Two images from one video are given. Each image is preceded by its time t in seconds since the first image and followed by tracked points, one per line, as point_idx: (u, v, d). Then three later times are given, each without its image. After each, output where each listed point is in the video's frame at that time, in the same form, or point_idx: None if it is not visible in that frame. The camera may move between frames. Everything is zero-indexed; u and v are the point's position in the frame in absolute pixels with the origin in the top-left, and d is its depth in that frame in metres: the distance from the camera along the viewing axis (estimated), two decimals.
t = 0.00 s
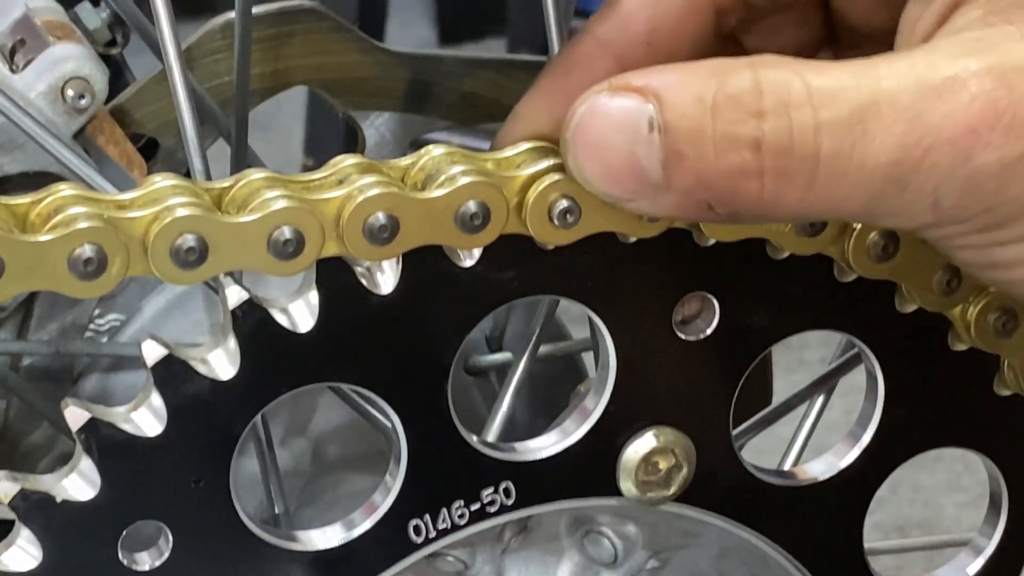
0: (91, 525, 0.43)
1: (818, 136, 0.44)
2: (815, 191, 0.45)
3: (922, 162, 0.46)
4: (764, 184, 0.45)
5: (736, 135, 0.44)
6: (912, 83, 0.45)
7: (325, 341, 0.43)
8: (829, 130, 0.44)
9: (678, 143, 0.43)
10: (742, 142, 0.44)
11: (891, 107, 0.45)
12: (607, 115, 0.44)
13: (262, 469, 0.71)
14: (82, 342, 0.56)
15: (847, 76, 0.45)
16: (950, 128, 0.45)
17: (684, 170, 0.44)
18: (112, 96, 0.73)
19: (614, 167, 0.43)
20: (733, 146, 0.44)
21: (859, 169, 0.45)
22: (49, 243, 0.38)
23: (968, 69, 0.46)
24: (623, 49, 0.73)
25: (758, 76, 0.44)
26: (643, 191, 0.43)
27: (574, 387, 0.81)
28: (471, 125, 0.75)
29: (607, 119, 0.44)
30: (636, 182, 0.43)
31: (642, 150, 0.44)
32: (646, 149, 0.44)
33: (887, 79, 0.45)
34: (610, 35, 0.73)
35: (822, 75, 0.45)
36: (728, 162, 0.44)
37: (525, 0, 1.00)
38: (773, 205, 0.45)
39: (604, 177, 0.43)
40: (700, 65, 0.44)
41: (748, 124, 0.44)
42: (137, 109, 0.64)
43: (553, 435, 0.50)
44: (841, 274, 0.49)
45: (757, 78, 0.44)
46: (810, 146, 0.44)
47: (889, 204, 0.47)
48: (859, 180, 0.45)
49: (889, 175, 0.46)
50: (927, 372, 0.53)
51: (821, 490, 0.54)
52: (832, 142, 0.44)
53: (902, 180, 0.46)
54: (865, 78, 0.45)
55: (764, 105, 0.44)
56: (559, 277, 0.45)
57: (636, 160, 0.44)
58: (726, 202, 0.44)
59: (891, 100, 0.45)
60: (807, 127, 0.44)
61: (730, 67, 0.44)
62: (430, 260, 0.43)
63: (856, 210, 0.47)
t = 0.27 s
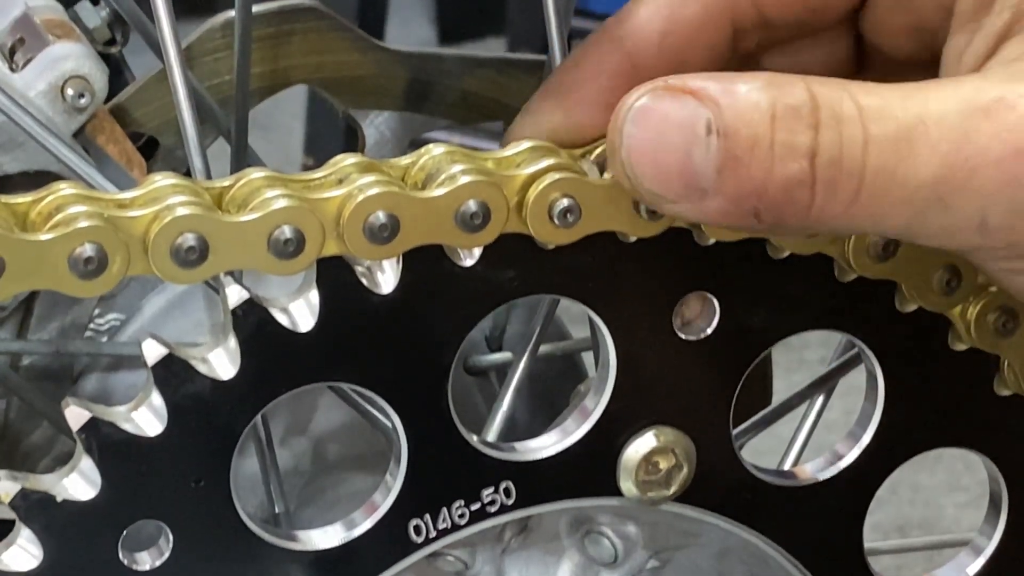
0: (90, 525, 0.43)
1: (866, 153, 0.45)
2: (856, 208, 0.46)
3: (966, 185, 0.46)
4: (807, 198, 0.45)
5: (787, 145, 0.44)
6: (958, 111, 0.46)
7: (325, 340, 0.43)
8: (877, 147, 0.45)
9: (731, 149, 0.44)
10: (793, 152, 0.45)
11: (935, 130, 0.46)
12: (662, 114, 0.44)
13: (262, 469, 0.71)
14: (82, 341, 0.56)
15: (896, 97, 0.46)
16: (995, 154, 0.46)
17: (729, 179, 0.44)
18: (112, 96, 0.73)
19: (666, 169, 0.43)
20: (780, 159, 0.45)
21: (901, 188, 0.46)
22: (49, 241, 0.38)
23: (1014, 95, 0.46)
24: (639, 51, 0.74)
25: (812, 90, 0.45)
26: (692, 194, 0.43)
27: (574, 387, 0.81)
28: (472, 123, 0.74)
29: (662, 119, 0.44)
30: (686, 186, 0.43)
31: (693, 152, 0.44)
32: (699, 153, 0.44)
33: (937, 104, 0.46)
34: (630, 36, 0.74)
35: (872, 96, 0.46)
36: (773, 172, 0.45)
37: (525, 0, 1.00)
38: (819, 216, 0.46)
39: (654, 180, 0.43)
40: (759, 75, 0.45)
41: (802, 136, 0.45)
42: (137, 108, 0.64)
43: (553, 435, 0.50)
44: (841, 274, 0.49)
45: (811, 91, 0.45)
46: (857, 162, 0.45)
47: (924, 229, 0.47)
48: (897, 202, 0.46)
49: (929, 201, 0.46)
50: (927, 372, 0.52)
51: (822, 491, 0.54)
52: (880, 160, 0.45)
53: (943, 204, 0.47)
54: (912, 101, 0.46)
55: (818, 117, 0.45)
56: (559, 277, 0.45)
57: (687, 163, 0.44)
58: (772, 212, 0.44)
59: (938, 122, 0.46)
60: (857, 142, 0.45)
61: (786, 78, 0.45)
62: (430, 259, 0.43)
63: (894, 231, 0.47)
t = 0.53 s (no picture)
0: (90, 524, 0.43)
1: (859, 162, 0.43)
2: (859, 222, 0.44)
3: (971, 194, 0.44)
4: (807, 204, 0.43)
5: (785, 156, 0.42)
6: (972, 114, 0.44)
7: (324, 339, 0.43)
8: (870, 156, 0.43)
9: (721, 161, 0.43)
10: (784, 160, 0.43)
11: (938, 141, 0.43)
12: (652, 129, 0.43)
13: (262, 469, 0.71)
14: (82, 341, 0.56)
15: (894, 101, 0.44)
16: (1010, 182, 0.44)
17: (726, 190, 0.43)
18: (112, 96, 0.73)
19: (664, 182, 0.43)
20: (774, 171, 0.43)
21: (904, 195, 0.44)
22: (48, 241, 0.38)
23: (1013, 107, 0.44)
24: (629, 44, 0.73)
25: (805, 94, 0.43)
26: (690, 207, 0.43)
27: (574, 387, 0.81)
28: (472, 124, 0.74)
29: (650, 134, 0.43)
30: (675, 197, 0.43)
31: (685, 165, 0.43)
32: (690, 167, 0.43)
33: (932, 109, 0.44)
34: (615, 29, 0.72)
35: (863, 98, 0.43)
36: (776, 182, 0.43)
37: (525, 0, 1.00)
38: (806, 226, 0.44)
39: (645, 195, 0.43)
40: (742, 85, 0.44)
41: (801, 145, 0.42)
42: (137, 108, 0.64)
43: (552, 434, 0.50)
44: (840, 274, 0.49)
45: (803, 98, 0.43)
46: (853, 170, 0.43)
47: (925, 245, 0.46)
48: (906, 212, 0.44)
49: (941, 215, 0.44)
50: (926, 371, 0.52)
51: (821, 490, 0.54)
52: (876, 166, 0.43)
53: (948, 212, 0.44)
54: (913, 105, 0.44)
55: (803, 124, 0.42)
56: (559, 276, 0.45)
57: (681, 177, 0.43)
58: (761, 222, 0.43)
59: (940, 128, 0.43)
60: (848, 147, 0.42)
61: (777, 86, 0.44)
62: (429, 258, 0.43)
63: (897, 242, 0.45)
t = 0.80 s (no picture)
0: (91, 524, 0.43)
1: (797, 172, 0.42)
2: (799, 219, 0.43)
3: (907, 186, 0.43)
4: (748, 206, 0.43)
5: (718, 163, 0.42)
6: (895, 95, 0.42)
7: (325, 340, 0.43)
8: (804, 162, 0.42)
9: (655, 169, 0.42)
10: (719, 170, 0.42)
11: (869, 130, 0.42)
12: (581, 143, 0.43)
13: (262, 469, 0.71)
14: (82, 341, 0.56)
15: (820, 94, 0.42)
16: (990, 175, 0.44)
17: (664, 197, 0.42)
18: (112, 96, 0.73)
19: (600, 197, 0.42)
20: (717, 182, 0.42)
21: (843, 194, 0.43)
22: (48, 242, 0.38)
23: (969, 72, 0.42)
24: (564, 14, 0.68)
25: (697, 93, 0.42)
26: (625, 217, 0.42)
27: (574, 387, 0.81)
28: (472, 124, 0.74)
29: (579, 150, 0.43)
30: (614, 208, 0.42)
31: (615, 177, 0.43)
32: (627, 182, 0.42)
33: (865, 95, 0.42)
34: None
35: (806, 95, 0.42)
36: (708, 188, 0.42)
37: None
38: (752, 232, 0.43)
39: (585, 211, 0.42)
40: (686, 83, 0.43)
41: (722, 157, 0.42)
42: (137, 109, 0.64)
43: (552, 434, 0.50)
44: (841, 274, 0.49)
45: (730, 103, 0.42)
46: (789, 175, 0.42)
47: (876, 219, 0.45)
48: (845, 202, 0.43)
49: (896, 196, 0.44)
50: (927, 371, 0.52)
51: (821, 490, 0.54)
52: (810, 172, 0.42)
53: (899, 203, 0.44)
54: (839, 92, 0.42)
55: (739, 137, 0.42)
56: (559, 277, 0.45)
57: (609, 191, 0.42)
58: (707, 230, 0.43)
59: (870, 121, 0.42)
60: (783, 158, 0.42)
61: (698, 89, 0.42)
62: (430, 259, 0.43)
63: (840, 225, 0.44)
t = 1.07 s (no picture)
0: (91, 525, 0.43)
1: (817, 257, 0.45)
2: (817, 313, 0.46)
3: (922, 304, 0.45)
4: (769, 271, 0.45)
5: (748, 238, 0.45)
6: (926, 215, 0.44)
7: (325, 341, 0.43)
8: (827, 260, 0.45)
9: (690, 230, 0.45)
10: (750, 239, 0.45)
11: (898, 246, 0.44)
12: (625, 177, 0.45)
13: (262, 470, 0.71)
14: (82, 342, 0.56)
15: (860, 190, 0.45)
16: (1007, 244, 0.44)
17: (693, 255, 0.45)
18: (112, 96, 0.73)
19: (636, 233, 0.44)
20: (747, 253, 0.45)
21: (865, 294, 0.45)
22: (49, 243, 0.38)
23: (994, 206, 0.44)
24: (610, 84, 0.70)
25: (744, 167, 0.45)
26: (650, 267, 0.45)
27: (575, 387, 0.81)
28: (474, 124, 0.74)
29: (623, 182, 0.45)
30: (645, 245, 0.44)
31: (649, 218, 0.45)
32: (660, 231, 0.45)
33: (903, 206, 0.44)
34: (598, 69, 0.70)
35: (850, 181, 0.45)
36: (735, 252, 0.45)
37: None
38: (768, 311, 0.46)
39: (616, 240, 0.43)
40: (736, 150, 0.46)
41: (751, 229, 0.45)
42: (137, 109, 0.64)
43: (553, 436, 0.50)
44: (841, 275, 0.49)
45: (768, 183, 0.45)
46: (810, 269, 0.45)
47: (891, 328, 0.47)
48: (866, 299, 0.45)
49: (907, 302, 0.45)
50: (927, 372, 0.52)
51: (822, 491, 0.54)
52: (831, 273, 0.45)
53: (921, 310, 0.46)
54: (878, 191, 0.45)
55: (764, 225, 0.45)
56: (559, 278, 0.45)
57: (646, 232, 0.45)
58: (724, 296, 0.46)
59: (901, 238, 0.44)
60: (806, 253, 0.45)
61: (744, 160, 0.45)
62: (430, 260, 0.43)
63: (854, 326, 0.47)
